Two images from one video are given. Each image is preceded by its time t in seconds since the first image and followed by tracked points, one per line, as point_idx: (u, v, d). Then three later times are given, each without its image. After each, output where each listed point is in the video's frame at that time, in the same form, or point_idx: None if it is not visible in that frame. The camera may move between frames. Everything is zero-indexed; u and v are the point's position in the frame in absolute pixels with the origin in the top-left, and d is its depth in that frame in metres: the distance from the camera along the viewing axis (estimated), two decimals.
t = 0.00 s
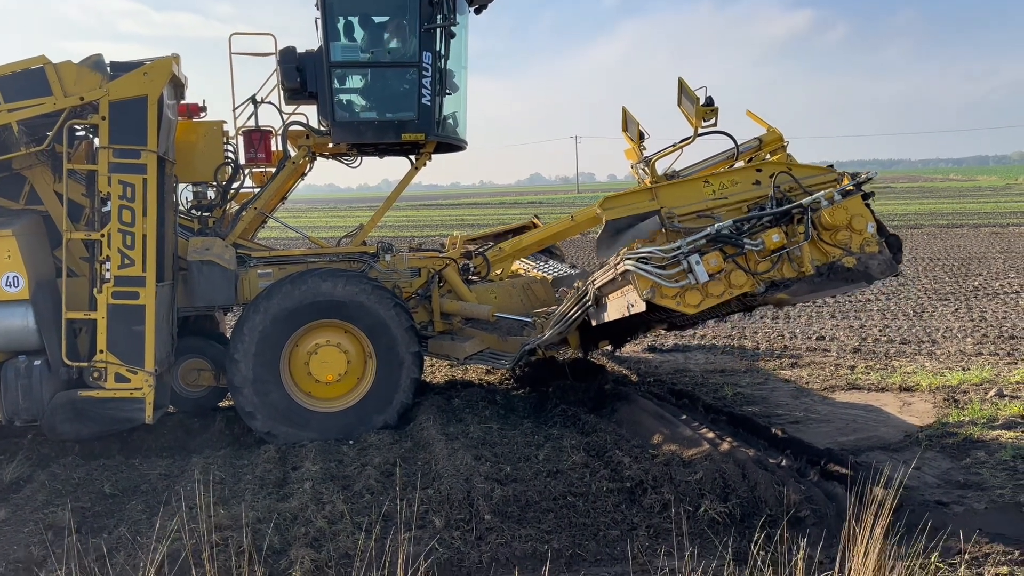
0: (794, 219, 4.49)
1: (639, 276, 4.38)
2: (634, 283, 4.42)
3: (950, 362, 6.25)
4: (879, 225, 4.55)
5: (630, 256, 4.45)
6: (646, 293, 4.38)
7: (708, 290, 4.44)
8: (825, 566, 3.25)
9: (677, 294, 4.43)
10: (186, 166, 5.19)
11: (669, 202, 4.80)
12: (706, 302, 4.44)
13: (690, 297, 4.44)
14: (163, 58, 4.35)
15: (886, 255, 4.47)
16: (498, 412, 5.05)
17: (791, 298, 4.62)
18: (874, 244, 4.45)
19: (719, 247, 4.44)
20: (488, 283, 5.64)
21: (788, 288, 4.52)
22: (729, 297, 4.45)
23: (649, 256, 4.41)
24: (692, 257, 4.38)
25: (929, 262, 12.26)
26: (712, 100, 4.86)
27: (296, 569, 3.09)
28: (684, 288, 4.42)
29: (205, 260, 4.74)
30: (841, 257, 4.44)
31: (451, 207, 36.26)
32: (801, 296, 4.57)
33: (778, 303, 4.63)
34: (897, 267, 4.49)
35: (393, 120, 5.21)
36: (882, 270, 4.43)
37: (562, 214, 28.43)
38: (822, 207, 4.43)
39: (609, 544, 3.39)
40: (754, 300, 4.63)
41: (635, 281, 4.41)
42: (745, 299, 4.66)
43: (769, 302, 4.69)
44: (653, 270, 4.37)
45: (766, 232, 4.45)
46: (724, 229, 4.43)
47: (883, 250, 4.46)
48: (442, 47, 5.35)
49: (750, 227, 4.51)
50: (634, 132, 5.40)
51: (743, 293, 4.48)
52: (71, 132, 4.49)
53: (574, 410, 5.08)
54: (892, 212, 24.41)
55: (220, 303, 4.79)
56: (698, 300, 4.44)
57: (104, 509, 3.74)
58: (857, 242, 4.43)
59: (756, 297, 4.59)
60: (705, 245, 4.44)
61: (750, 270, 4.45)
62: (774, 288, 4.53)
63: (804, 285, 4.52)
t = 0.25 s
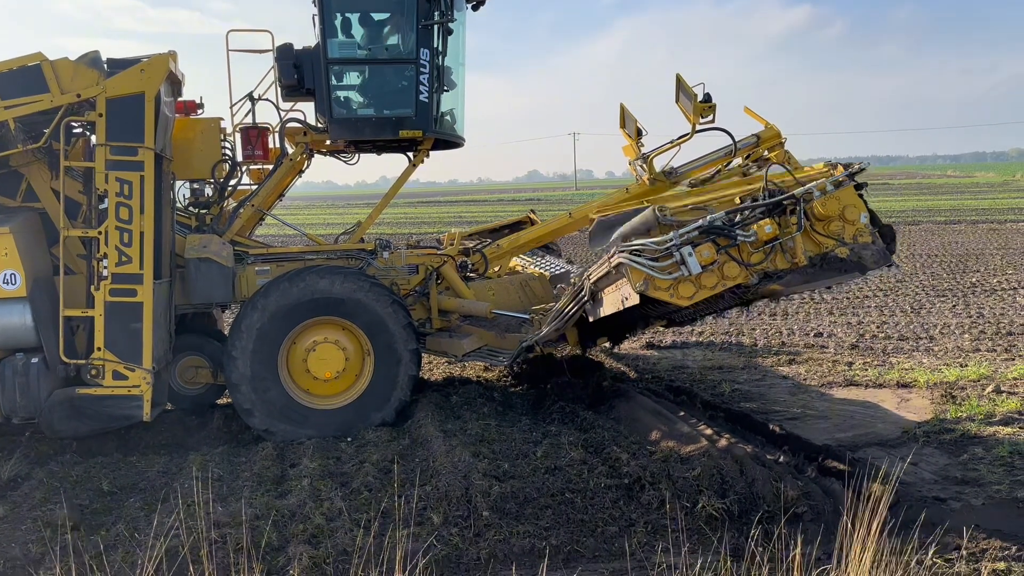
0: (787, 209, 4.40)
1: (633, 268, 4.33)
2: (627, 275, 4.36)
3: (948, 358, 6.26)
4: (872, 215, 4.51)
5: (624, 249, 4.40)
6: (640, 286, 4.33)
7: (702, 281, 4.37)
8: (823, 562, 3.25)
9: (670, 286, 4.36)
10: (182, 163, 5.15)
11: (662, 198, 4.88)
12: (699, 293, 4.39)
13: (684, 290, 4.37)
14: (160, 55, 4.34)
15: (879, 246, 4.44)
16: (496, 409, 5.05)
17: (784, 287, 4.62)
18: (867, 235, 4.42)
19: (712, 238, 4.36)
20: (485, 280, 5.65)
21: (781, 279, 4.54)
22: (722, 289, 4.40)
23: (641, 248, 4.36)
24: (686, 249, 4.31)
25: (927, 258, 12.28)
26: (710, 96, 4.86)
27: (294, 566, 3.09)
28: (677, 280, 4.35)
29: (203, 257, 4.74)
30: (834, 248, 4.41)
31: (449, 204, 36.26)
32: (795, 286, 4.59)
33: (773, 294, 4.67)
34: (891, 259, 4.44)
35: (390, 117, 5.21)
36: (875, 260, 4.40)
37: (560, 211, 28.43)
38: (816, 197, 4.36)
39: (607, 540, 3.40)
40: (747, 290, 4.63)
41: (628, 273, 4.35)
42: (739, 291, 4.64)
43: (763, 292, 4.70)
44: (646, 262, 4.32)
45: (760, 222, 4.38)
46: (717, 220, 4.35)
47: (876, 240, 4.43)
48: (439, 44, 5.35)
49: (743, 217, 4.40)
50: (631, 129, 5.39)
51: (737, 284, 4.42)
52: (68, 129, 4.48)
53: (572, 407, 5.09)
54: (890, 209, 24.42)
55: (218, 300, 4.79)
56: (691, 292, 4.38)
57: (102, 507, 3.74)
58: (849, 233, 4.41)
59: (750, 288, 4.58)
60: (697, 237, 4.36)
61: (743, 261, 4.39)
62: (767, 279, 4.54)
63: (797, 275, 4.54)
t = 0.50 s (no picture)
0: (779, 199, 4.36)
1: (625, 260, 4.39)
2: (621, 267, 4.43)
3: (946, 355, 6.26)
4: (865, 204, 4.44)
5: (617, 241, 4.47)
6: (632, 277, 4.39)
7: (694, 272, 4.39)
8: (821, 558, 3.26)
9: (663, 277, 4.41)
10: (180, 160, 5.15)
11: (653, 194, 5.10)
12: (692, 285, 4.40)
13: (677, 281, 4.40)
14: (158, 52, 4.33)
15: (872, 235, 4.36)
16: (494, 406, 5.05)
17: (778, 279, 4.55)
18: (860, 224, 4.35)
19: (704, 230, 4.36)
20: (484, 277, 5.64)
21: (774, 269, 4.46)
22: (715, 280, 4.40)
23: (633, 240, 4.40)
24: (678, 239, 4.33)
25: (925, 255, 12.28)
26: (708, 93, 4.84)
27: (293, 563, 3.10)
28: (670, 272, 4.38)
29: (201, 254, 4.72)
30: (828, 237, 4.34)
31: (448, 201, 36.25)
32: (787, 276, 4.52)
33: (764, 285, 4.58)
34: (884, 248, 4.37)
35: (388, 114, 5.20)
36: (868, 249, 4.34)
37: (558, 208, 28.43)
38: (807, 186, 4.31)
39: (605, 537, 3.40)
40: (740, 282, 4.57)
41: (622, 265, 4.43)
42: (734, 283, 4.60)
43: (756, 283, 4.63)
44: (639, 253, 4.36)
45: (752, 213, 4.35)
46: (709, 211, 4.35)
47: (870, 229, 4.36)
48: (437, 41, 5.34)
49: (735, 208, 4.40)
50: (630, 125, 5.38)
51: (730, 275, 4.41)
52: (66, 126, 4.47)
53: (570, 404, 5.09)
54: (889, 205, 24.41)
55: (215, 297, 4.78)
56: (684, 283, 4.40)
57: (101, 504, 3.73)
58: (842, 222, 4.32)
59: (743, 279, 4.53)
60: (690, 228, 4.35)
61: (735, 252, 4.37)
62: (760, 269, 4.45)
63: (789, 265, 4.45)
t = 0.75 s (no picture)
0: (773, 190, 4.34)
1: (620, 253, 4.39)
2: (616, 261, 4.43)
3: (945, 352, 6.27)
4: (860, 195, 4.43)
5: (611, 234, 4.46)
6: (627, 271, 4.39)
7: (689, 265, 4.39)
8: (820, 555, 3.26)
9: (658, 270, 4.40)
10: (180, 158, 5.16)
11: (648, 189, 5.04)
12: (687, 277, 4.40)
13: (672, 274, 4.40)
14: (156, 50, 4.32)
15: (866, 225, 4.34)
16: (494, 403, 5.05)
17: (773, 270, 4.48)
18: (855, 215, 4.33)
19: (699, 222, 4.34)
20: (483, 275, 5.62)
21: (769, 261, 4.42)
22: (710, 272, 4.39)
23: (628, 233, 4.41)
24: (671, 232, 4.32)
25: (924, 252, 12.29)
26: (708, 90, 4.84)
27: (293, 561, 3.10)
28: (665, 264, 4.38)
29: (200, 252, 4.72)
30: (822, 229, 4.32)
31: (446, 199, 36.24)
32: (782, 268, 4.46)
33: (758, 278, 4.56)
34: (879, 238, 4.34)
35: (388, 112, 5.19)
36: (862, 240, 4.31)
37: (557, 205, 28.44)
38: (801, 177, 4.29)
39: (605, 534, 3.41)
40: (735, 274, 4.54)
41: (617, 258, 4.43)
42: (730, 276, 4.58)
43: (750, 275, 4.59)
44: (634, 247, 4.36)
45: (746, 204, 4.34)
46: (704, 203, 4.33)
47: (864, 220, 4.33)
48: (436, 38, 5.34)
49: (729, 200, 4.39)
50: (629, 123, 5.38)
51: (725, 268, 4.40)
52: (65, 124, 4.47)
53: (569, 401, 5.09)
54: (888, 203, 24.40)
55: (215, 296, 4.78)
56: (679, 276, 4.40)
57: (101, 502, 3.74)
58: (837, 213, 4.31)
59: (738, 271, 4.49)
60: (684, 221, 4.35)
61: (730, 244, 4.36)
62: (755, 262, 4.41)
63: (784, 257, 4.39)
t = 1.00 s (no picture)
0: (767, 181, 4.32)
1: (614, 245, 4.35)
2: (610, 253, 4.38)
3: (945, 349, 6.27)
4: (854, 185, 4.39)
5: (605, 227, 4.42)
6: (621, 263, 4.35)
7: (683, 256, 4.36)
8: (820, 552, 3.27)
9: (652, 262, 4.37)
10: (180, 156, 5.16)
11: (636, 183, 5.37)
12: (682, 269, 4.38)
13: (666, 265, 4.36)
14: (156, 47, 4.31)
15: (861, 215, 4.31)
16: (494, 401, 5.06)
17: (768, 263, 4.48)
18: (849, 205, 4.28)
19: (693, 214, 4.34)
20: (483, 272, 5.61)
21: (763, 252, 4.40)
22: (705, 264, 4.37)
23: (622, 225, 4.39)
24: (665, 224, 4.30)
25: (924, 250, 12.29)
26: (708, 87, 4.82)
27: (293, 558, 3.10)
28: (659, 256, 4.35)
29: (200, 250, 4.72)
30: (816, 219, 4.29)
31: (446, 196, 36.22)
32: (775, 259, 4.44)
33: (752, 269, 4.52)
34: (873, 228, 4.32)
35: (387, 109, 5.19)
36: (857, 230, 4.29)
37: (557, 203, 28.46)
38: (794, 168, 4.27)
39: (605, 531, 3.41)
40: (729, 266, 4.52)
41: (610, 251, 4.39)
42: (726, 269, 4.58)
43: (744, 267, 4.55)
44: (627, 239, 4.34)
45: (739, 195, 4.32)
46: (697, 195, 4.32)
47: (859, 210, 4.30)
48: (436, 35, 5.33)
49: (723, 192, 4.39)
50: (629, 120, 5.37)
51: (719, 259, 4.38)
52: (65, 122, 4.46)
53: (569, 399, 5.09)
54: (888, 200, 24.40)
55: (215, 294, 4.78)
56: (674, 267, 4.37)
57: (101, 500, 3.74)
58: (831, 204, 4.27)
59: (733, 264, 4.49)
60: (677, 212, 4.36)
61: (725, 236, 4.34)
62: (749, 253, 4.42)
63: (777, 248, 4.38)
